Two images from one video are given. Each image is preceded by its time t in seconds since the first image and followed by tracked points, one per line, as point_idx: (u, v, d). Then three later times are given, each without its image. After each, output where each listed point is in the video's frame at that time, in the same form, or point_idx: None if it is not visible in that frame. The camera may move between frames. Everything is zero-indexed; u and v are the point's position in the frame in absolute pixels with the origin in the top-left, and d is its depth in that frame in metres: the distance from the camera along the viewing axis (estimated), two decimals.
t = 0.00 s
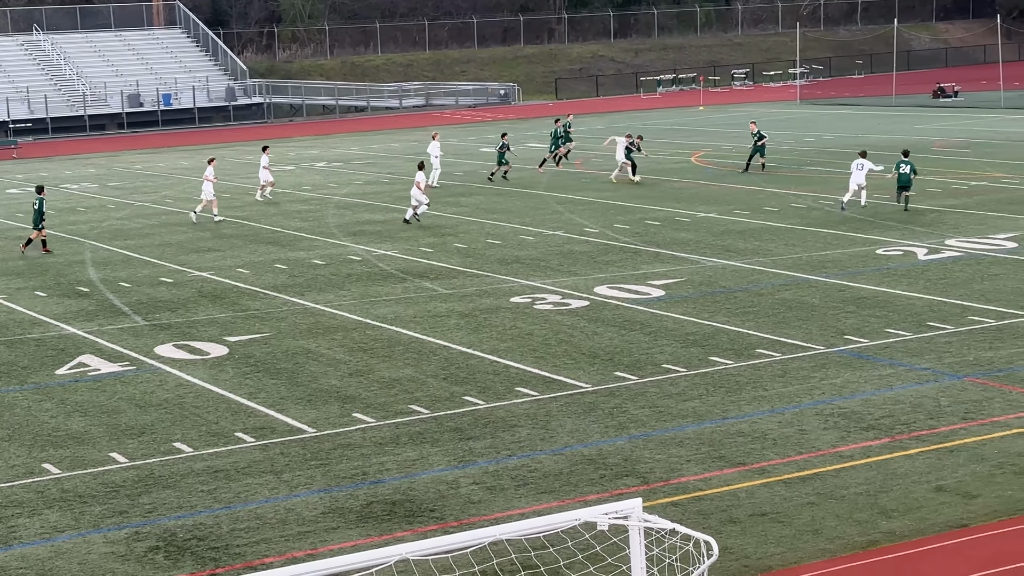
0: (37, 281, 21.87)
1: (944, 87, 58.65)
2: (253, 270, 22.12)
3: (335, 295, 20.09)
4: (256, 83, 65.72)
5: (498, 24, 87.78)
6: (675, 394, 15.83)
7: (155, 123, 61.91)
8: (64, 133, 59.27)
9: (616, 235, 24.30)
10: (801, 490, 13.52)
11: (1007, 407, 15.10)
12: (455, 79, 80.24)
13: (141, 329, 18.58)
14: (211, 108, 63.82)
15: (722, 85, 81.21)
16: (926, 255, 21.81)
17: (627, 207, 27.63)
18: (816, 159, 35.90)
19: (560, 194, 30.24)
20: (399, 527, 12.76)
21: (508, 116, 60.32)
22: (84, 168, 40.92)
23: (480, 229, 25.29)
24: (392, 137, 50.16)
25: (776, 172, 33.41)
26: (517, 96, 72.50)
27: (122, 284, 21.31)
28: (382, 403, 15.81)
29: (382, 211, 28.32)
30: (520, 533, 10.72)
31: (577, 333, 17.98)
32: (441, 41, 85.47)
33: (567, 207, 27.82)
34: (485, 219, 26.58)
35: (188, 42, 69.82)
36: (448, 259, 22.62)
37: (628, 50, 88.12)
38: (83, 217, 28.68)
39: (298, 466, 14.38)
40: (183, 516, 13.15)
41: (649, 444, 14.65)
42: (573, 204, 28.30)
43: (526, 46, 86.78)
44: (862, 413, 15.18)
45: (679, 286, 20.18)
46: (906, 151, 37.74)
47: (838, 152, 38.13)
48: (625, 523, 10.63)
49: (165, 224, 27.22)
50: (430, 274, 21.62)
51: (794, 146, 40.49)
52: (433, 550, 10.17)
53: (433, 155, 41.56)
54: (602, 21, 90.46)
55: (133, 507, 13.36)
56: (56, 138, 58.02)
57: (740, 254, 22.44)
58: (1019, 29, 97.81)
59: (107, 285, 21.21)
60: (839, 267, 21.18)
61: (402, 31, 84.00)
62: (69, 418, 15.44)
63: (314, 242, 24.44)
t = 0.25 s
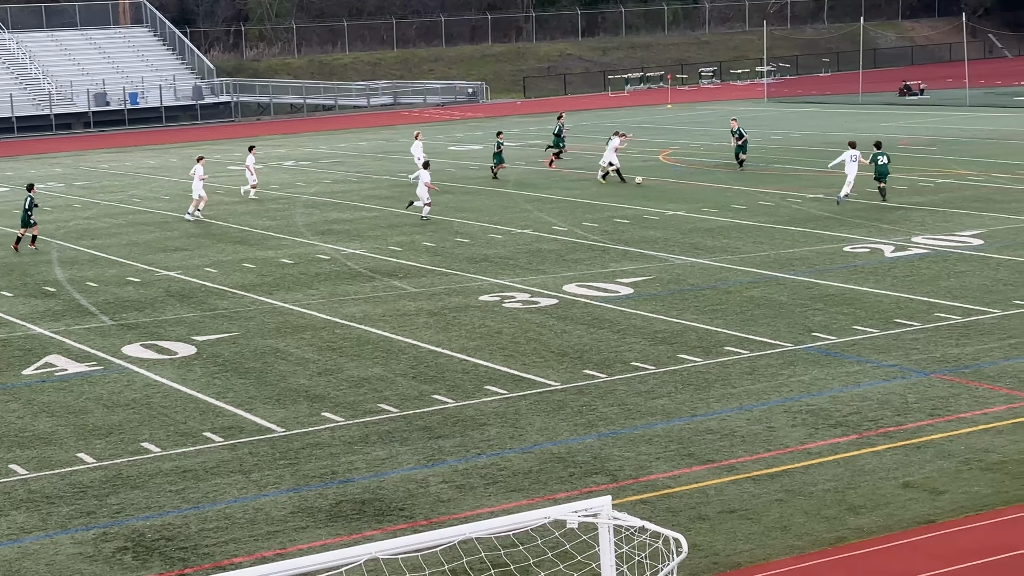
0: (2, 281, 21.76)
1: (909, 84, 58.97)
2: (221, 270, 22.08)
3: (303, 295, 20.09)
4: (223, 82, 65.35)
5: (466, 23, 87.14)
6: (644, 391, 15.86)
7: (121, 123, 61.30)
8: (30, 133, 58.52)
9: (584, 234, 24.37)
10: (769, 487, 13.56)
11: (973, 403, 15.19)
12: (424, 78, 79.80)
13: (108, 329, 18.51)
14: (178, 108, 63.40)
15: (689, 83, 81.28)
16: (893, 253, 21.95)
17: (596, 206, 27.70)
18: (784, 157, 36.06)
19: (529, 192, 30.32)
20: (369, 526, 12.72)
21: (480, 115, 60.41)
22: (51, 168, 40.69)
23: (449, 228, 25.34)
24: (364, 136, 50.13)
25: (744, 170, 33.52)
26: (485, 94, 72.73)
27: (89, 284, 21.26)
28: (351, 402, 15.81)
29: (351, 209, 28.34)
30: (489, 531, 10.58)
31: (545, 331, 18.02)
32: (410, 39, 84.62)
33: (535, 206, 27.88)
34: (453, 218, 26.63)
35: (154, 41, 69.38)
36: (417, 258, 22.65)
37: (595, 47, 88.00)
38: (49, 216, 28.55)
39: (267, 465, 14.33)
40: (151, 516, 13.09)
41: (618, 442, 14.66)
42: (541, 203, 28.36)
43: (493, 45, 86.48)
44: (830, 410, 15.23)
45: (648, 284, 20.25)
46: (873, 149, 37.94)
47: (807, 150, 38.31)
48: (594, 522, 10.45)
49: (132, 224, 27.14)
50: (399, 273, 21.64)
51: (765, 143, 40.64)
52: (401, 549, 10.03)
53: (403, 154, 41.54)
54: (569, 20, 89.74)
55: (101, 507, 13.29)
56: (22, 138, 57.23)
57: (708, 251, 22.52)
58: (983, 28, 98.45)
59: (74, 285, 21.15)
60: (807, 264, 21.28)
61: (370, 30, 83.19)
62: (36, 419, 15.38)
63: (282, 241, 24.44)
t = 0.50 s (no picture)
0: None
1: (875, 82, 59.31)
2: (188, 269, 22.05)
3: (271, 293, 20.05)
4: (191, 81, 64.66)
5: (434, 21, 86.92)
6: (613, 390, 15.91)
7: (88, 122, 60.42)
8: None
9: (553, 232, 24.45)
10: (738, 484, 13.55)
11: (941, 400, 15.26)
12: (392, 77, 79.41)
13: (76, 329, 18.45)
14: (146, 106, 62.70)
15: (657, 82, 81.42)
16: (861, 250, 22.07)
17: (564, 204, 27.79)
18: (753, 155, 36.21)
19: (498, 191, 30.39)
20: (338, 526, 12.64)
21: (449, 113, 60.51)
22: (18, 168, 40.47)
23: (418, 227, 25.41)
24: (336, 135, 50.07)
25: (712, 168, 33.63)
26: (454, 93, 73.70)
27: (56, 284, 21.20)
28: (320, 401, 15.80)
29: (320, 208, 28.37)
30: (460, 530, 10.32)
31: (515, 330, 18.09)
32: (377, 38, 84.23)
33: (503, 204, 27.95)
34: (422, 216, 26.70)
35: (120, 40, 68.83)
36: (386, 257, 22.71)
37: (564, 46, 87.74)
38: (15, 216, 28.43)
39: (235, 465, 14.25)
40: (119, 516, 13.01)
41: (588, 441, 14.66)
42: (509, 201, 28.42)
43: (462, 44, 86.14)
44: (798, 407, 15.28)
45: (616, 282, 20.37)
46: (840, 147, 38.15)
47: (776, 148, 38.46)
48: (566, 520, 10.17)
49: (99, 224, 27.05)
50: (368, 272, 21.67)
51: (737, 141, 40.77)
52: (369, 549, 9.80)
53: (373, 152, 41.50)
54: (538, 19, 89.66)
55: (68, 508, 13.19)
56: None
57: (677, 250, 22.61)
58: (949, 26, 98.99)
59: (41, 285, 21.09)
60: (775, 262, 21.40)
61: (338, 28, 83.07)
62: (3, 420, 15.31)
63: (250, 241, 24.45)
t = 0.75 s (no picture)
0: None
1: (845, 81, 59.63)
2: (157, 269, 21.99)
3: (241, 293, 20.01)
4: (159, 79, 64.25)
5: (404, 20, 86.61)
6: (583, 388, 15.94)
7: (55, 121, 60.26)
8: None
9: (523, 231, 24.50)
10: (708, 482, 13.56)
11: (910, 397, 15.33)
12: (362, 75, 78.90)
13: (44, 329, 18.37)
14: (113, 105, 62.29)
15: (627, 80, 81.37)
16: (829, 248, 22.17)
17: (535, 203, 27.84)
18: (724, 153, 36.31)
19: (469, 189, 30.41)
20: (308, 526, 12.59)
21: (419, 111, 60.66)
22: None
23: (388, 226, 25.44)
24: (309, 133, 49.97)
25: (683, 166, 33.72)
26: (424, 91, 73.48)
27: (24, 284, 21.14)
28: (290, 401, 15.78)
29: (290, 207, 28.36)
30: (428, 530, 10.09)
31: (485, 329, 18.13)
32: (346, 37, 84.23)
33: (474, 203, 27.99)
34: (392, 215, 26.72)
35: (87, 37, 68.26)
36: (356, 256, 22.72)
37: (534, 45, 87.25)
38: None
39: (205, 465, 14.19)
40: (88, 517, 12.93)
41: (558, 439, 14.66)
42: (480, 200, 28.45)
43: (432, 42, 85.69)
44: (768, 405, 15.34)
45: (586, 281, 20.44)
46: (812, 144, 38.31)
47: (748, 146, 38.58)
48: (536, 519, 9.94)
49: (67, 223, 26.92)
50: (338, 271, 21.68)
51: (710, 139, 40.89)
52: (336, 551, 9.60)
53: (346, 151, 41.44)
54: (507, 18, 89.62)
55: (37, 509, 13.11)
56: None
57: (647, 248, 22.68)
58: (916, 25, 99.34)
59: (9, 285, 21.03)
60: (744, 260, 21.48)
61: (307, 27, 82.69)
62: None
63: (220, 241, 24.43)
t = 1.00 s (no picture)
0: None
1: (814, 79, 59.88)
2: (127, 267, 21.92)
3: (212, 292, 19.96)
4: (128, 79, 64.13)
5: (374, 18, 86.29)
6: (555, 386, 15.97)
7: (24, 120, 60.18)
8: None
9: (494, 229, 24.51)
10: (680, 479, 13.59)
11: (880, 394, 15.39)
12: (332, 74, 78.53)
13: (13, 330, 18.28)
14: (82, 104, 62.07)
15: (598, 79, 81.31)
16: (800, 246, 22.25)
17: (506, 201, 27.87)
18: (697, 151, 36.39)
19: (441, 188, 30.42)
20: (281, 525, 12.55)
21: (394, 110, 60.61)
22: None
23: (359, 225, 25.42)
24: (283, 132, 49.86)
25: (655, 165, 33.81)
26: (394, 90, 72.34)
27: None
28: (262, 400, 15.75)
29: (261, 206, 28.33)
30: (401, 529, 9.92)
31: (457, 327, 18.14)
32: (316, 36, 84.01)
33: (445, 202, 28.01)
34: (363, 214, 26.72)
35: (55, 36, 68.01)
36: (327, 255, 22.72)
37: (504, 43, 87.04)
38: None
39: (177, 465, 14.15)
40: (58, 518, 12.87)
41: (531, 437, 14.67)
42: (451, 199, 28.48)
43: (402, 41, 85.41)
44: (739, 402, 15.37)
45: (558, 279, 20.48)
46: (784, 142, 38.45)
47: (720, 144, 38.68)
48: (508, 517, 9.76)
49: (35, 223, 26.81)
50: (309, 270, 21.67)
51: (684, 137, 40.97)
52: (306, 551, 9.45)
53: (319, 150, 41.35)
54: (478, 16, 89.84)
55: (6, 511, 13.03)
56: None
57: (618, 247, 22.74)
58: (886, 23, 99.69)
59: None
60: (716, 258, 21.54)
61: (277, 25, 82.29)
62: None
63: (190, 240, 24.39)
